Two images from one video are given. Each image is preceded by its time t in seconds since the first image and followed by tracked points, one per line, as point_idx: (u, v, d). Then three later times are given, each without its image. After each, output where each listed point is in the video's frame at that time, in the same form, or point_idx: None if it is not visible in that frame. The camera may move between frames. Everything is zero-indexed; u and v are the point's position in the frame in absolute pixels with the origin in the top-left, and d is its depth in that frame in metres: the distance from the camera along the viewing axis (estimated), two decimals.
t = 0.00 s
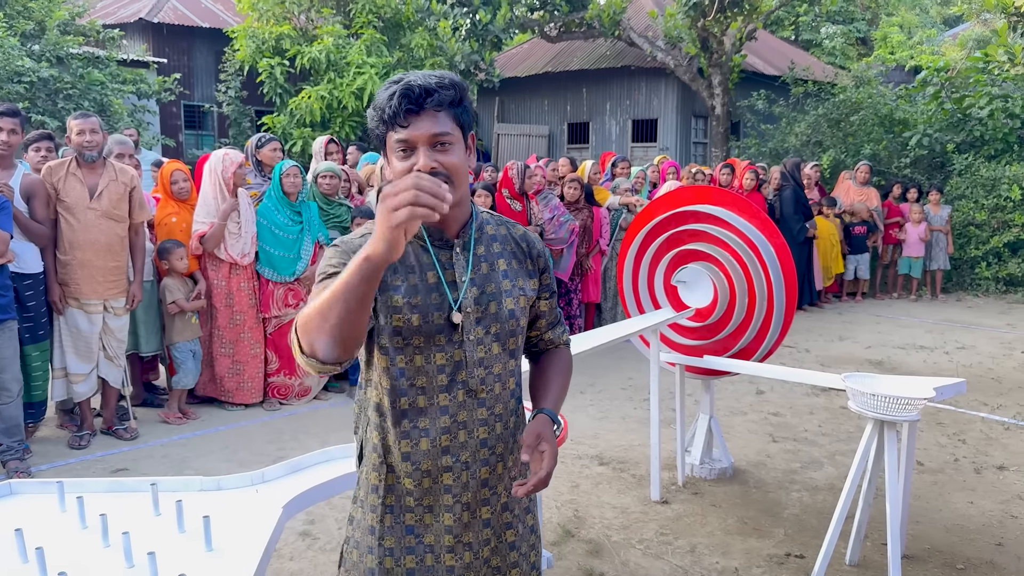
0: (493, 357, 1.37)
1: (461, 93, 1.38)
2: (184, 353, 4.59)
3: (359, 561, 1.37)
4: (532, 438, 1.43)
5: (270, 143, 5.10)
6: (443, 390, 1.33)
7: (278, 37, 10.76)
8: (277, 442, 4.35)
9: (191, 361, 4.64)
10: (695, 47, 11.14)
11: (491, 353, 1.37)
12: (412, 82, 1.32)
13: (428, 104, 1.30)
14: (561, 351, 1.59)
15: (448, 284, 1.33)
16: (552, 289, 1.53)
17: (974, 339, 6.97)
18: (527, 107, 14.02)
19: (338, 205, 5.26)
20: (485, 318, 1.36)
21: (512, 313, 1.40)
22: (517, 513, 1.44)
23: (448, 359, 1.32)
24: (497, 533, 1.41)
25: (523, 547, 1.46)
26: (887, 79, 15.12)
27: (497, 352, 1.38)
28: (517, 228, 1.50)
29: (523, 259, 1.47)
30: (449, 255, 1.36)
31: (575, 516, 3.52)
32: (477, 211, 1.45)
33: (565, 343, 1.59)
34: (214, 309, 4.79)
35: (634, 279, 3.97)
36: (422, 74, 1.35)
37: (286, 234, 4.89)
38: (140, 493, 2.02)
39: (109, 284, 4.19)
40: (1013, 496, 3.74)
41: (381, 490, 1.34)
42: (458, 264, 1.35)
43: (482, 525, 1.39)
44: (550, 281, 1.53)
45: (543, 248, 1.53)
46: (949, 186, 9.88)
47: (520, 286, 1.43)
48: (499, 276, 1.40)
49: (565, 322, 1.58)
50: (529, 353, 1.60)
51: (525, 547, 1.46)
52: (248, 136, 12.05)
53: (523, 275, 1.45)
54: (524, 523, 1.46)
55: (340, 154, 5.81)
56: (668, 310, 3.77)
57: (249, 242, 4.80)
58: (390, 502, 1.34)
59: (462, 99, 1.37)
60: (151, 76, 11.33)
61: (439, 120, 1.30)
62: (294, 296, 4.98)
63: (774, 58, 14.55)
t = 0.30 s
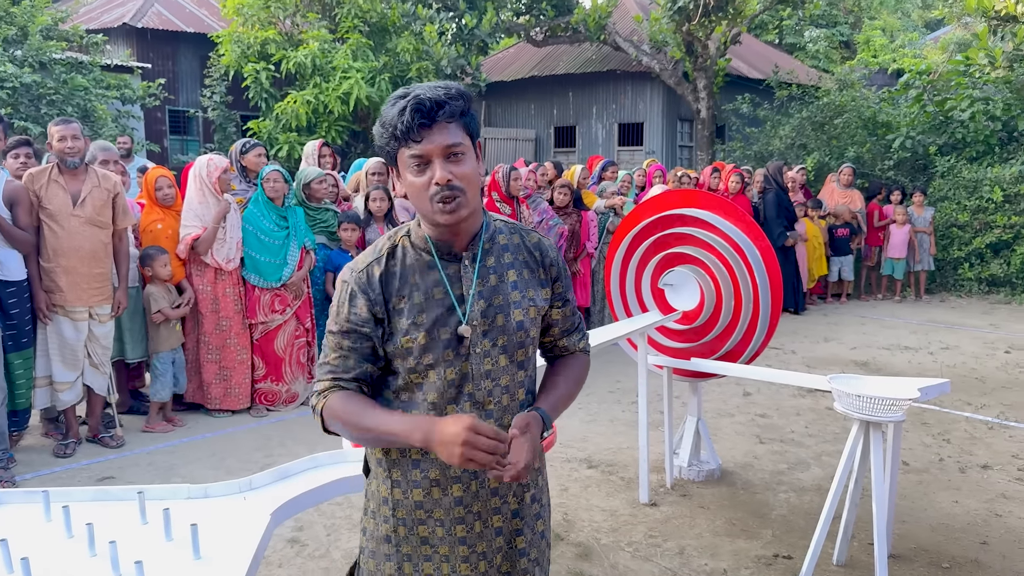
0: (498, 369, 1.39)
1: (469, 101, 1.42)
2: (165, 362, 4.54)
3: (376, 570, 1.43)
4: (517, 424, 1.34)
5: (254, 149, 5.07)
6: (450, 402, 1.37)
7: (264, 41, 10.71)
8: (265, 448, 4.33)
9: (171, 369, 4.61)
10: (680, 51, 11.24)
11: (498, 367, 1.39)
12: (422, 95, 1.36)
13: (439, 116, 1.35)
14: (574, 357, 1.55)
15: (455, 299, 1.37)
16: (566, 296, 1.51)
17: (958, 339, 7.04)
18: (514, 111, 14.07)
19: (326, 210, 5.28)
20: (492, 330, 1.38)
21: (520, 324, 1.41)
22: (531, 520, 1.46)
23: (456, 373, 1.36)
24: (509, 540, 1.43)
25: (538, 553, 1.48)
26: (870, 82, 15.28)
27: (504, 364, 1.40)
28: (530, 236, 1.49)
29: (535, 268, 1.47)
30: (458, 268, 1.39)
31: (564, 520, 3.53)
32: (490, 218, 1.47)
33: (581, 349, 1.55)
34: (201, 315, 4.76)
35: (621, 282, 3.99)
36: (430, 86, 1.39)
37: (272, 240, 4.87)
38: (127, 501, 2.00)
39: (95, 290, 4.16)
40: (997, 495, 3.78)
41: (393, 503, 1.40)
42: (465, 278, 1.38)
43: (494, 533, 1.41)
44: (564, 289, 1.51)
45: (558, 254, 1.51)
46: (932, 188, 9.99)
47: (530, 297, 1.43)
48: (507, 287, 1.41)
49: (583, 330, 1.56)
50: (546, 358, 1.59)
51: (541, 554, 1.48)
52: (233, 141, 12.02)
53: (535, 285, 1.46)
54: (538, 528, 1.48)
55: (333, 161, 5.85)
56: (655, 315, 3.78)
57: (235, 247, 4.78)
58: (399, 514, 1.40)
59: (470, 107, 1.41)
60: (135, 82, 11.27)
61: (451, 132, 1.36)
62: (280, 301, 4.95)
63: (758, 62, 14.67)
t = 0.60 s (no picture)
0: (471, 382, 1.39)
1: (429, 114, 1.42)
2: (136, 371, 4.49)
3: (370, 570, 1.47)
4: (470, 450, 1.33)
5: (230, 156, 5.01)
6: (428, 414, 1.41)
7: (243, 45, 10.64)
8: (248, 456, 4.28)
9: (143, 377, 4.55)
10: (660, 55, 11.32)
11: (474, 378, 1.39)
12: (377, 112, 1.37)
13: (395, 133, 1.36)
14: (570, 364, 1.49)
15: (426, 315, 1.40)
16: (548, 303, 1.45)
17: (938, 340, 7.12)
18: (496, 115, 14.08)
19: (308, 215, 5.26)
20: (465, 342, 1.39)
21: (494, 334, 1.40)
22: (523, 532, 1.44)
23: (431, 386, 1.40)
24: (498, 552, 1.41)
25: (535, 564, 1.46)
26: (849, 85, 15.45)
27: (479, 376, 1.40)
28: (513, 241, 1.47)
29: (518, 276, 1.44)
30: (427, 282, 1.41)
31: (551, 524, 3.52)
32: (470, 225, 1.46)
33: (579, 356, 1.50)
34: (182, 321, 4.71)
35: (605, 285, 4.01)
36: (388, 102, 1.40)
37: (253, 246, 4.82)
38: (109, 511, 1.96)
39: (74, 297, 4.10)
40: (979, 494, 3.82)
41: (388, 501, 1.46)
42: (436, 292, 1.40)
43: (479, 545, 1.40)
44: (545, 297, 1.45)
45: (541, 258, 1.47)
46: (911, 190, 10.11)
47: (506, 307, 1.41)
48: (481, 297, 1.41)
49: (580, 336, 1.50)
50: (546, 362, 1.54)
51: (536, 564, 1.46)
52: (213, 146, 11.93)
53: (512, 293, 1.43)
54: (535, 540, 1.46)
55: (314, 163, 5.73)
56: (640, 317, 3.79)
57: (215, 252, 4.72)
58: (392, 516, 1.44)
59: (429, 120, 1.41)
60: (114, 86, 11.16)
61: (409, 148, 1.37)
62: (261, 308, 4.89)
63: (738, 65, 14.79)
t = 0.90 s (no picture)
0: (449, 386, 1.37)
1: (366, 125, 1.38)
2: (121, 377, 4.43)
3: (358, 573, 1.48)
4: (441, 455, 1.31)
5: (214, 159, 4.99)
6: (410, 418, 1.42)
7: (225, 49, 10.54)
8: (234, 462, 4.23)
9: (127, 384, 4.50)
10: (643, 58, 11.38)
11: (454, 382, 1.37)
12: (314, 135, 1.38)
13: (325, 154, 1.36)
14: (559, 370, 1.45)
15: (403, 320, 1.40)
16: (531, 307, 1.41)
17: (921, 339, 7.19)
18: (480, 118, 14.07)
19: (293, 219, 5.25)
20: (444, 345, 1.37)
21: (474, 339, 1.37)
22: (510, 540, 1.42)
23: (412, 389, 1.41)
24: (481, 560, 1.40)
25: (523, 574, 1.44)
26: (830, 87, 15.60)
27: (458, 380, 1.38)
28: (497, 244, 1.44)
29: (500, 280, 1.41)
30: (407, 284, 1.41)
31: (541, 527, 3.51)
32: (455, 227, 1.44)
33: (569, 363, 1.46)
34: (168, 327, 4.66)
35: (593, 288, 4.01)
36: (329, 120, 1.39)
37: (238, 250, 4.79)
38: (95, 520, 1.93)
39: (56, 303, 4.05)
40: (964, 493, 3.85)
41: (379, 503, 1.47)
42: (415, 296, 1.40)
43: (460, 553, 1.39)
44: (529, 300, 1.42)
45: (525, 262, 1.43)
46: (892, 191, 10.22)
47: (486, 311, 1.38)
48: (459, 301, 1.39)
49: (570, 341, 1.46)
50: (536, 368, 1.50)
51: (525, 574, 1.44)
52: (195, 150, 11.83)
53: (493, 297, 1.40)
54: (523, 549, 1.44)
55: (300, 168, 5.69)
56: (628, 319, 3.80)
57: (202, 254, 4.71)
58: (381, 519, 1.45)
59: (365, 133, 1.37)
60: (94, 90, 11.05)
61: (341, 167, 1.35)
62: (247, 313, 4.85)
63: (720, 68, 14.90)
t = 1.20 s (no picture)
0: (435, 400, 1.36)
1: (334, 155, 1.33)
2: (107, 385, 4.38)
3: None
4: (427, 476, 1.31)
5: (200, 164, 4.98)
6: (399, 431, 1.42)
7: (209, 53, 10.44)
8: (223, 469, 4.19)
9: (115, 392, 4.44)
10: (629, 61, 11.42)
11: (440, 397, 1.35)
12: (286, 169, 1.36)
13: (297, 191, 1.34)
14: (553, 386, 1.39)
15: (393, 334, 1.40)
16: (518, 321, 1.36)
17: (907, 340, 7.25)
18: (466, 121, 14.08)
19: (281, 223, 5.18)
20: (431, 360, 1.35)
21: (460, 353, 1.34)
22: (501, 554, 1.40)
23: (402, 403, 1.41)
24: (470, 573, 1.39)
25: None
26: (814, 90, 15.74)
27: (444, 396, 1.36)
28: (488, 256, 1.40)
29: (487, 293, 1.37)
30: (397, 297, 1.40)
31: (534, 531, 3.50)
32: (448, 238, 1.42)
33: (563, 379, 1.40)
34: (154, 333, 4.61)
35: (583, 290, 3.97)
36: (300, 151, 1.36)
37: (226, 255, 4.74)
38: (86, 530, 1.90)
39: (42, 311, 3.99)
40: (954, 493, 3.88)
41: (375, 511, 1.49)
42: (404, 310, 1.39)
43: (449, 566, 1.38)
44: (516, 315, 1.36)
45: (514, 274, 1.37)
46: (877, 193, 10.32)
47: (474, 325, 1.35)
48: (445, 317, 1.36)
49: (558, 356, 1.40)
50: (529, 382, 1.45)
51: None
52: (180, 155, 11.75)
53: (481, 311, 1.36)
54: (516, 564, 1.42)
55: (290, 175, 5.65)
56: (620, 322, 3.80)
57: (188, 262, 4.67)
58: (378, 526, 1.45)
59: (332, 164, 1.33)
60: (77, 95, 10.95)
61: (314, 201, 1.33)
62: (235, 318, 4.81)
63: (705, 71, 14.99)
